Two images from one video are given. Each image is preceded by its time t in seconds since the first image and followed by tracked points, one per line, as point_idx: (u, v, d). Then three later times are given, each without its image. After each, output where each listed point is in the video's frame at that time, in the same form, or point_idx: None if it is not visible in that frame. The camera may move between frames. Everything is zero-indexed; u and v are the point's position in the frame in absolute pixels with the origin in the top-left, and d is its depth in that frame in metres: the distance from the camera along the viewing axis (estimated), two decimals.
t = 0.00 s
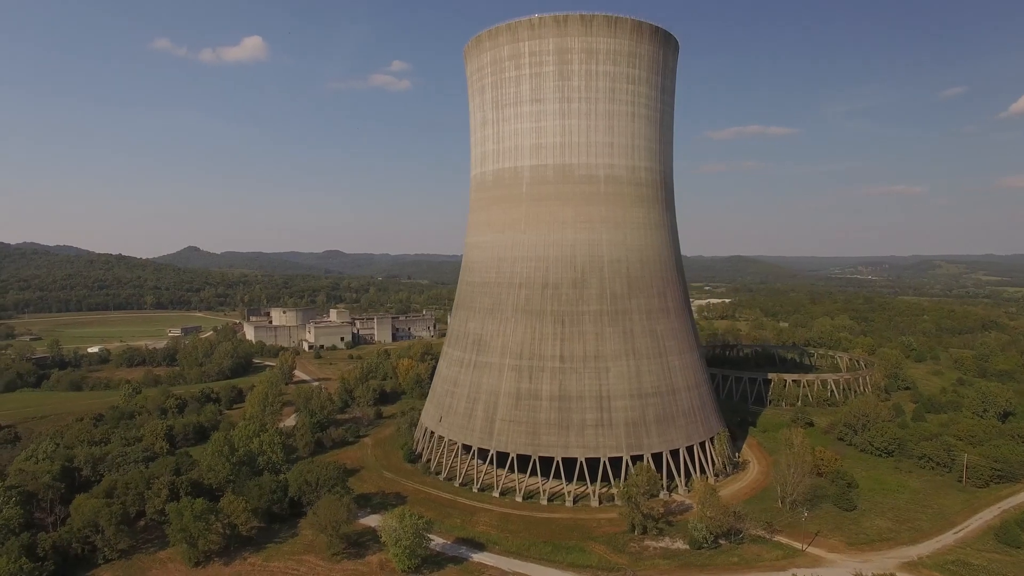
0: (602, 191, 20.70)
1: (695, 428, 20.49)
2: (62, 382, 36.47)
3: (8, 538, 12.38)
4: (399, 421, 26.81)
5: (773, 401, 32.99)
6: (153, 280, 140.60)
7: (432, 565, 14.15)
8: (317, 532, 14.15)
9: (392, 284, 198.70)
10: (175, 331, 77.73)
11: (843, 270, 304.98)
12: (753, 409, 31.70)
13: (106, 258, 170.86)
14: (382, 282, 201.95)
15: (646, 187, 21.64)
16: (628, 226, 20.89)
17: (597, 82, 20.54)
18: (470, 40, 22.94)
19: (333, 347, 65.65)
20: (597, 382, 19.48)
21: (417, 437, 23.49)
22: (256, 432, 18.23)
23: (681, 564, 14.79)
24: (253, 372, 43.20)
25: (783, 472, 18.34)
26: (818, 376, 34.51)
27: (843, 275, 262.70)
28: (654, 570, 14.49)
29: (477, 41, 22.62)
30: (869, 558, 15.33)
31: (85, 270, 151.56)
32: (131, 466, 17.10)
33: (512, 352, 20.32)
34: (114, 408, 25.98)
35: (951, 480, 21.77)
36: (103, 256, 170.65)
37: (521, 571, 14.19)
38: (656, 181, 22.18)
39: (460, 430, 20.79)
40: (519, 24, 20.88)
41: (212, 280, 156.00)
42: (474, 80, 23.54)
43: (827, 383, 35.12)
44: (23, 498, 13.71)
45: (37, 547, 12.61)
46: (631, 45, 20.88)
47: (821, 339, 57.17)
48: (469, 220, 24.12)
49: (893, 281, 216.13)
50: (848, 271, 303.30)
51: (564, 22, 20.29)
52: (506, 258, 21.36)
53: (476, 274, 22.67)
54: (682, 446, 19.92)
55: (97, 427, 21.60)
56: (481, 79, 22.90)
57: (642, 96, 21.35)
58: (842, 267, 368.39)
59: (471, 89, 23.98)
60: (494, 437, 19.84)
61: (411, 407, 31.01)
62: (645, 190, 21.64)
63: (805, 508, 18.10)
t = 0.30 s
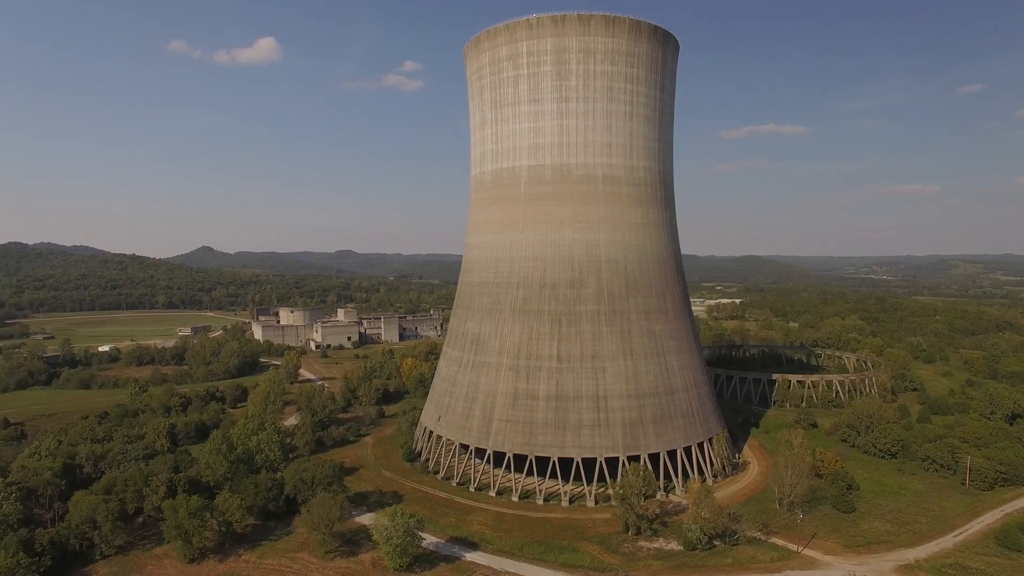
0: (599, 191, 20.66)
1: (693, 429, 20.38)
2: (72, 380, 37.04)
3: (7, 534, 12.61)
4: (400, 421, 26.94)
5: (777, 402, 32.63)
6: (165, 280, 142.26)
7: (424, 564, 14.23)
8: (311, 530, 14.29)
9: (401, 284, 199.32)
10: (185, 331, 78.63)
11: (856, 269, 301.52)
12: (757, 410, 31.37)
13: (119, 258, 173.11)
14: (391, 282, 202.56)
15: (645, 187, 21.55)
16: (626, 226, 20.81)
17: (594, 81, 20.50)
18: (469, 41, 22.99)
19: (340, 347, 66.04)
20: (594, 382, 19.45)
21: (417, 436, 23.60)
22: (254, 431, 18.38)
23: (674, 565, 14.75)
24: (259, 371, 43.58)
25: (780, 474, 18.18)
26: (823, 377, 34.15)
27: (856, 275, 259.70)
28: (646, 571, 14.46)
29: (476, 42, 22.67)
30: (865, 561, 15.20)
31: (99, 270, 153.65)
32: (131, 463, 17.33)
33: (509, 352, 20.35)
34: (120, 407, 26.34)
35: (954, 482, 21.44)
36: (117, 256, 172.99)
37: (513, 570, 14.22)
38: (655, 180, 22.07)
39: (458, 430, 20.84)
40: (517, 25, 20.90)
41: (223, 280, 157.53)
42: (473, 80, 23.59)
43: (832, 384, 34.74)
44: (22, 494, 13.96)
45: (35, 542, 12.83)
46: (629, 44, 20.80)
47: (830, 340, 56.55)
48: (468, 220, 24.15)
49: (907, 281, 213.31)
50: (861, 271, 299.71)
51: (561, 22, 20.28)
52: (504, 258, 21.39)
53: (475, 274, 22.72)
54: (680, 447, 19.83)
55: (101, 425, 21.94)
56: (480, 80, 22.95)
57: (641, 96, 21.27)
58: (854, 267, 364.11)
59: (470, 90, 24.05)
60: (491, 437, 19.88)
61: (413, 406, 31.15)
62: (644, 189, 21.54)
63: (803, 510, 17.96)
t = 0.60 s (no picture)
0: (598, 191, 20.61)
1: (692, 430, 20.28)
2: (81, 378, 37.61)
3: (8, 528, 12.86)
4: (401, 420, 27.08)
5: (782, 403, 31.99)
6: (177, 279, 143.90)
7: (417, 562, 14.31)
8: (305, 527, 14.42)
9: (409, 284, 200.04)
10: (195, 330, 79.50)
11: (868, 269, 298.04)
12: (761, 411, 30.61)
13: (132, 258, 175.37)
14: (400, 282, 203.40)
15: (644, 187, 21.46)
16: (625, 226, 20.74)
17: (593, 81, 20.48)
18: (469, 41, 23.05)
19: (347, 346, 66.47)
20: (592, 382, 19.43)
21: (417, 435, 23.72)
22: (253, 430, 18.57)
23: (668, 566, 14.70)
24: (266, 370, 44.01)
25: (779, 475, 18.04)
26: (829, 378, 33.82)
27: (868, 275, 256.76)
28: (640, 572, 14.44)
29: (475, 42, 22.74)
30: (863, 563, 15.09)
31: (112, 269, 155.71)
32: (132, 460, 17.59)
33: (507, 352, 20.37)
34: (125, 405, 26.72)
35: (959, 486, 21.16)
36: (130, 256, 175.21)
37: (506, 570, 14.27)
38: (655, 180, 21.98)
39: (456, 429, 20.90)
40: (515, 25, 20.94)
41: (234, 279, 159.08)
42: (473, 81, 23.64)
43: (838, 385, 34.39)
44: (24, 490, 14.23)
45: (35, 538, 13.06)
46: (628, 43, 20.74)
47: (838, 340, 55.95)
48: (468, 220, 24.18)
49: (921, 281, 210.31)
50: (874, 271, 296.02)
51: (559, 22, 20.28)
52: (503, 257, 21.42)
53: (474, 274, 22.75)
54: (678, 448, 19.74)
55: (106, 422, 22.28)
56: (479, 81, 23.02)
57: (640, 95, 21.19)
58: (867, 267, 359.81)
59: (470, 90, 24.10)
60: (489, 436, 19.91)
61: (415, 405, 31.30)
62: (643, 189, 21.45)
63: (802, 512, 17.82)
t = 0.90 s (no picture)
0: (596, 190, 20.58)
1: (690, 431, 20.18)
2: (92, 376, 38.24)
3: (10, 522, 13.13)
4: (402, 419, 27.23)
5: (786, 404, 31.72)
6: (190, 279, 145.68)
7: (410, 560, 14.41)
8: (299, 524, 14.57)
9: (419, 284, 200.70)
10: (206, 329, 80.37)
11: (882, 269, 294.21)
12: (764, 412, 30.40)
13: (146, 258, 177.76)
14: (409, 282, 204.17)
15: (643, 186, 21.38)
16: (623, 226, 20.69)
17: (591, 81, 20.45)
18: (469, 41, 23.12)
19: (354, 345, 66.90)
20: (589, 382, 19.41)
21: (417, 434, 23.83)
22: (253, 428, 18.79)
23: (662, 567, 14.65)
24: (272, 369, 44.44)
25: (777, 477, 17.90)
26: (835, 380, 33.44)
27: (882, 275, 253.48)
28: (632, 572, 14.43)
29: (475, 43, 22.81)
30: (859, 567, 14.95)
31: (127, 269, 157.93)
32: (134, 457, 17.87)
33: (505, 352, 20.42)
34: (132, 402, 27.13)
35: (963, 489, 20.84)
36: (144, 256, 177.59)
37: (498, 569, 14.31)
38: (654, 180, 21.89)
39: (455, 428, 20.98)
40: (514, 25, 20.98)
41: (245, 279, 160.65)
42: (473, 81, 23.70)
43: (844, 386, 33.96)
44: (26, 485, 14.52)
45: (36, 532, 13.33)
46: (627, 43, 20.68)
47: (847, 341, 55.33)
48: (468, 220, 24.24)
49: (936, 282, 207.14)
50: (888, 271, 292.10)
51: (558, 22, 20.28)
52: (502, 257, 21.46)
53: (474, 274, 22.81)
54: (676, 448, 19.66)
55: (111, 419, 22.64)
56: (479, 81, 23.10)
57: (639, 95, 21.12)
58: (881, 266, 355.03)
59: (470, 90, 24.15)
60: (487, 436, 19.97)
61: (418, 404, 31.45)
62: (642, 189, 21.37)
63: (801, 514, 17.67)
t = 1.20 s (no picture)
0: (594, 190, 20.60)
1: (688, 431, 20.14)
2: (101, 374, 38.87)
3: (13, 516, 13.46)
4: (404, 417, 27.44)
5: (790, 405, 31.48)
6: (202, 279, 147.33)
7: (404, 557, 14.54)
8: (295, 521, 14.73)
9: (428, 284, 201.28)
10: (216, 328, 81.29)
11: (896, 269, 290.41)
12: (767, 412, 30.29)
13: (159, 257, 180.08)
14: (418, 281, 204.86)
15: (641, 186, 21.36)
16: (621, 226, 20.68)
17: (589, 81, 20.47)
18: (469, 42, 23.23)
19: (361, 344, 67.35)
20: (586, 381, 19.45)
21: (416, 433, 24.03)
22: (253, 426, 19.05)
23: (654, 567, 14.68)
24: (278, 368, 44.91)
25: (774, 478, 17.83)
26: (839, 380, 33.12)
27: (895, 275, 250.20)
28: (625, 571, 14.47)
29: (475, 44, 22.92)
30: (853, 568, 14.90)
31: (140, 269, 160.09)
32: (136, 453, 18.20)
33: (503, 352, 20.51)
34: (138, 400, 27.56)
35: (966, 491, 20.59)
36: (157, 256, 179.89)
37: (490, 567, 14.41)
38: (653, 180, 21.84)
39: (453, 427, 21.09)
40: (512, 26, 21.08)
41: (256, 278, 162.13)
42: (473, 81, 23.80)
43: (848, 387, 33.63)
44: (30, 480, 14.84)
45: (38, 526, 13.65)
46: (625, 43, 20.67)
47: (856, 341, 54.78)
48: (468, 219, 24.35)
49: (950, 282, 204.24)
50: (902, 271, 288.20)
51: (555, 22, 20.34)
52: (500, 257, 21.56)
53: (473, 274, 22.92)
54: (673, 448, 19.65)
55: (117, 417, 23.05)
56: (478, 82, 23.23)
57: (637, 95, 21.09)
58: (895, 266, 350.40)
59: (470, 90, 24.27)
60: (484, 434, 20.07)
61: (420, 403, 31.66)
62: (641, 189, 21.34)
63: (798, 515, 17.59)
